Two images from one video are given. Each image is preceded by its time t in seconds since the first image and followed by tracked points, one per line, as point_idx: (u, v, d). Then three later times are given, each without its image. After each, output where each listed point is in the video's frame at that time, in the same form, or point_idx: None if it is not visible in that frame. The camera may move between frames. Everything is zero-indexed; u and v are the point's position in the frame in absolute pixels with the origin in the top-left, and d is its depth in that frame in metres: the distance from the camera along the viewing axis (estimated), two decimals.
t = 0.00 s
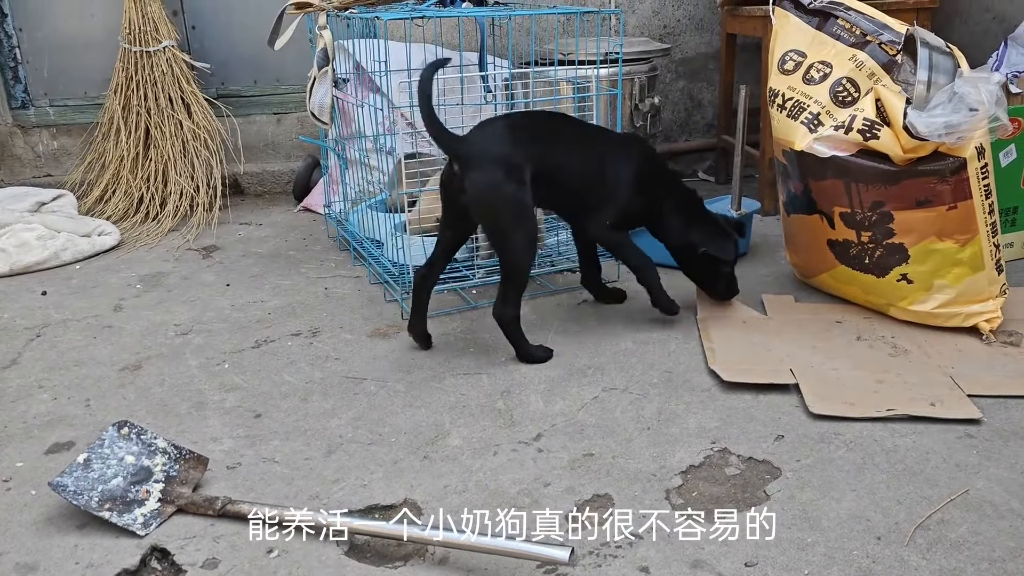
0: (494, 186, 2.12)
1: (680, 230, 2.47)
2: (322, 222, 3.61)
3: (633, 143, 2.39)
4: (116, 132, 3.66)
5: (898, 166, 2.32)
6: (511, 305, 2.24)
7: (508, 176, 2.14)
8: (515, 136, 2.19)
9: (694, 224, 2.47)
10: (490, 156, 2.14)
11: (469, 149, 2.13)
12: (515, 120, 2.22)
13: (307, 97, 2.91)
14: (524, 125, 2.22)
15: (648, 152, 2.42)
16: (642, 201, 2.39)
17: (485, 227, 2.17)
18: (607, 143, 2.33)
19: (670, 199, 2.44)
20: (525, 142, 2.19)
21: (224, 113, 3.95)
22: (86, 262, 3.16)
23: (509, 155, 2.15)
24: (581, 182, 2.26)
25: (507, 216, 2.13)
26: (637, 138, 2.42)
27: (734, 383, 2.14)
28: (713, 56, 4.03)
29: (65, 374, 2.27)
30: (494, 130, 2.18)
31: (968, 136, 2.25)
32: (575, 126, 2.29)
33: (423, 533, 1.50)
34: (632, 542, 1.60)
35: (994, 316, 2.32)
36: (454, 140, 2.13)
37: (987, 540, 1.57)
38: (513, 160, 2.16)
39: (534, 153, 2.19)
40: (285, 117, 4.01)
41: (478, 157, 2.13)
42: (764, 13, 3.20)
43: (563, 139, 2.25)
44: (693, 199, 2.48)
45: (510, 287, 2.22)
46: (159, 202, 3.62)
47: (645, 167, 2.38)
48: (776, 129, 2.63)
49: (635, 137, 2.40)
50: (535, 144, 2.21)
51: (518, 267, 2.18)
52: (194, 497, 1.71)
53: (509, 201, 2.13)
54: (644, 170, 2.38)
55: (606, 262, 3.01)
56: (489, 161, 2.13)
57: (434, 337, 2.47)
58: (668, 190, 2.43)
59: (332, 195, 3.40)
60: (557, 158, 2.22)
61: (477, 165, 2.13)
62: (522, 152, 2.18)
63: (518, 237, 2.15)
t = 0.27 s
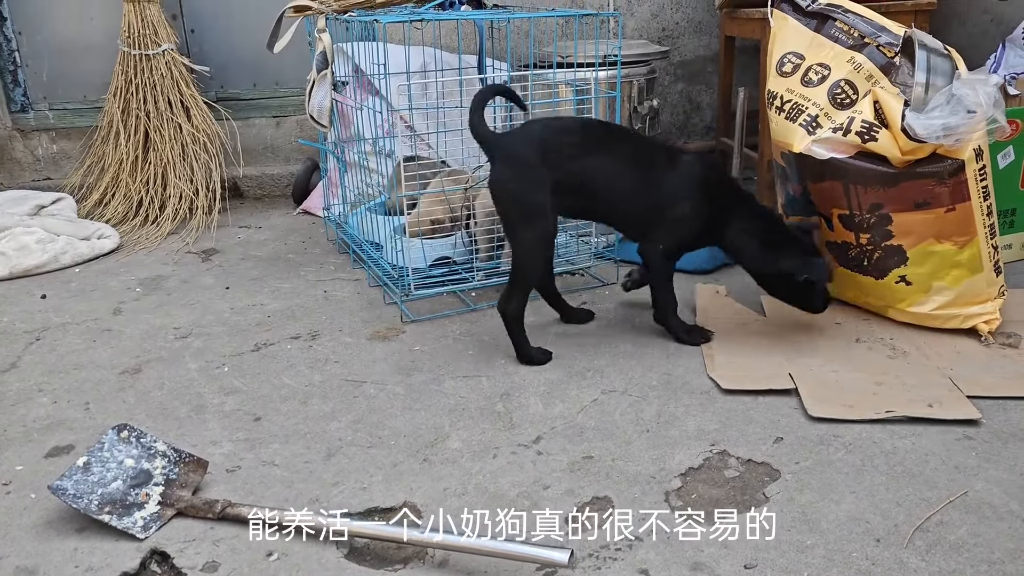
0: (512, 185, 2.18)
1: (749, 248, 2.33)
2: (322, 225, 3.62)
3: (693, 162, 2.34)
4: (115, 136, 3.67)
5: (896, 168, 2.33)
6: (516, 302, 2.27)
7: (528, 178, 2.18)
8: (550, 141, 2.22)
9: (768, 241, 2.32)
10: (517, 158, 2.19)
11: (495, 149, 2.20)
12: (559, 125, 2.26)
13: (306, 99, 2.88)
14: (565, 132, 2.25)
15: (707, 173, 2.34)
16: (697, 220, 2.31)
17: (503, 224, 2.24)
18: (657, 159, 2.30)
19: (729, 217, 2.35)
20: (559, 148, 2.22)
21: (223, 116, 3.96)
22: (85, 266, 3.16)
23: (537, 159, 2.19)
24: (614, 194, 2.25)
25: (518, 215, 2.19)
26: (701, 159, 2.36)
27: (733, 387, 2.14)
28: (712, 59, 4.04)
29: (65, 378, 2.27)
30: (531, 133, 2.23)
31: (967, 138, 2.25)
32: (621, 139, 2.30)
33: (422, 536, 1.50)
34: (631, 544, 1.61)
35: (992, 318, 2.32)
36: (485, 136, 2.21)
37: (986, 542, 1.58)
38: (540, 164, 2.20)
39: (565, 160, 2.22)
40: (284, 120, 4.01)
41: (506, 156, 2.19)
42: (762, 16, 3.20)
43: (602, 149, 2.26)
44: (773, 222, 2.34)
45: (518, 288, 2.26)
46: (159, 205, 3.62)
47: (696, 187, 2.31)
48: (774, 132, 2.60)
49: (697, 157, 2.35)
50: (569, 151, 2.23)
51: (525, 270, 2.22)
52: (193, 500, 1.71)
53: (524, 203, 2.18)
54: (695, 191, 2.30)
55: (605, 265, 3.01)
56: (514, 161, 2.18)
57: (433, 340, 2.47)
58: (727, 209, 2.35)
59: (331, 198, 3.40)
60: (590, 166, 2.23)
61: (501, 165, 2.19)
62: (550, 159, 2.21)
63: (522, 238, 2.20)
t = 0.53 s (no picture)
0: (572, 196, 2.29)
1: (836, 251, 2.11)
2: (321, 227, 3.62)
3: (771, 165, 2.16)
4: (115, 138, 3.67)
5: (895, 169, 2.35)
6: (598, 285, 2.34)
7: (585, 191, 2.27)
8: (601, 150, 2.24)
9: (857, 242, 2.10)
10: (585, 154, 2.23)
11: (567, 144, 2.27)
12: (632, 126, 2.26)
13: (306, 101, 2.89)
14: (635, 133, 2.24)
15: (770, 173, 2.14)
16: (772, 225, 2.13)
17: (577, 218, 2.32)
18: (721, 161, 2.17)
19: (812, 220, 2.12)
20: (627, 146, 2.22)
21: (222, 118, 3.96)
22: (85, 268, 3.16)
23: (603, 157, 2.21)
24: (676, 197, 2.17)
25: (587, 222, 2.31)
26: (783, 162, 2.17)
27: (732, 389, 2.14)
28: (710, 60, 4.04)
29: (65, 380, 2.27)
30: (602, 131, 2.25)
31: (965, 139, 2.26)
32: (691, 141, 2.23)
33: (420, 538, 1.50)
34: (630, 545, 1.61)
35: (992, 318, 2.33)
36: (555, 137, 2.29)
37: (985, 542, 1.58)
38: (607, 161, 2.21)
39: (631, 160, 2.21)
40: (284, 122, 4.01)
41: (571, 156, 2.25)
42: (761, 18, 3.21)
43: (671, 151, 2.21)
44: (849, 220, 2.10)
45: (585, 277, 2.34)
46: (158, 207, 3.62)
47: (755, 193, 2.12)
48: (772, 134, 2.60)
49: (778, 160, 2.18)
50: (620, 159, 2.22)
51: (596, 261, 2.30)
52: (193, 502, 1.71)
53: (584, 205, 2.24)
54: (755, 199, 2.11)
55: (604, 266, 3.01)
56: (577, 161, 2.23)
57: (433, 341, 2.48)
58: (812, 212, 2.12)
59: (330, 200, 3.40)
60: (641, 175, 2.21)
61: (570, 161, 2.26)
62: (615, 157, 2.21)
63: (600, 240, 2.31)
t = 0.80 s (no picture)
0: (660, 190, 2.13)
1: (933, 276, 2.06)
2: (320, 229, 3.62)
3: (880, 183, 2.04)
4: (113, 140, 3.67)
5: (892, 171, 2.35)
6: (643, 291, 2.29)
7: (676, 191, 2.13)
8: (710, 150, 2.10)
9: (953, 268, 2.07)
10: (667, 165, 2.12)
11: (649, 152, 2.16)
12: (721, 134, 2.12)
13: (305, 102, 2.86)
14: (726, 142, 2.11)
15: (895, 197, 2.03)
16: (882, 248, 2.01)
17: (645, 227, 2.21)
18: (826, 178, 2.03)
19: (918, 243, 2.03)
20: (716, 157, 2.09)
21: (221, 120, 3.96)
22: (83, 270, 3.16)
23: (689, 168, 2.10)
24: (775, 213, 2.04)
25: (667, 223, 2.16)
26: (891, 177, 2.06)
27: (732, 389, 2.14)
28: (709, 61, 4.04)
29: (64, 382, 2.27)
30: (687, 139, 2.14)
31: (965, 139, 2.27)
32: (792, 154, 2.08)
33: (420, 539, 1.49)
34: (631, 547, 1.61)
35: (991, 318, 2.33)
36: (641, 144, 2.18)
37: (985, 542, 1.58)
38: (692, 173, 2.10)
39: (722, 172, 2.08)
40: (282, 124, 4.01)
41: (652, 165, 2.14)
42: (759, 19, 3.21)
43: (769, 163, 2.07)
44: (947, 247, 2.06)
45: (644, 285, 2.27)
46: (156, 209, 3.62)
47: (881, 216, 2.00)
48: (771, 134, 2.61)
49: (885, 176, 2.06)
50: (732, 161, 2.07)
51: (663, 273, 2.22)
52: (193, 504, 1.71)
53: (668, 209, 2.13)
54: (873, 219, 2.00)
55: (603, 267, 3.01)
56: (658, 170, 2.13)
57: (432, 343, 2.47)
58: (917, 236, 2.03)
59: (329, 201, 3.40)
60: (754, 180, 2.06)
61: (651, 170, 2.14)
62: (705, 170, 2.09)
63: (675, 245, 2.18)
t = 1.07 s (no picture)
0: (759, 190, 1.99)
1: None
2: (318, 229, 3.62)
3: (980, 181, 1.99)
4: (111, 141, 3.67)
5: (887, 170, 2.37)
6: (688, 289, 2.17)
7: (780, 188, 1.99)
8: (819, 150, 1.99)
9: None
10: (760, 167, 2.00)
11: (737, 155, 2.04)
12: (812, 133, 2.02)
13: (301, 103, 2.88)
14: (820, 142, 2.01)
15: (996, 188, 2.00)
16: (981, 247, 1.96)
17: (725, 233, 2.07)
18: (928, 178, 1.97)
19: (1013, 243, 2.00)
20: (812, 157, 1.98)
21: (219, 120, 3.96)
22: (81, 271, 3.16)
23: (784, 169, 1.99)
24: (878, 214, 1.95)
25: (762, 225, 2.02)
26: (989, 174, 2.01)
27: (730, 390, 2.14)
28: (707, 61, 4.05)
29: (62, 383, 2.27)
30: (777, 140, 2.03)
31: (961, 139, 2.28)
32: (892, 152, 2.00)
33: (417, 539, 1.49)
34: (628, 546, 1.61)
35: (988, 317, 2.33)
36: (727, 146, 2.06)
37: (982, 541, 1.58)
38: (788, 175, 1.98)
39: (822, 172, 1.97)
40: (281, 125, 4.02)
41: (739, 168, 2.02)
42: (756, 19, 3.21)
43: (868, 163, 1.97)
44: None
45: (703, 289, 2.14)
46: (155, 210, 3.62)
47: (984, 211, 1.96)
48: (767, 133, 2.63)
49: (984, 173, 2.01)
50: (833, 163, 1.97)
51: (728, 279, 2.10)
52: (190, 504, 1.71)
53: (758, 214, 2.00)
54: (975, 218, 1.95)
55: (601, 268, 3.01)
56: (748, 174, 2.01)
57: (429, 343, 2.48)
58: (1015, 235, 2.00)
59: (327, 202, 3.40)
60: (857, 182, 1.95)
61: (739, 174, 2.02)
62: (803, 170, 1.98)
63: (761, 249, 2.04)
